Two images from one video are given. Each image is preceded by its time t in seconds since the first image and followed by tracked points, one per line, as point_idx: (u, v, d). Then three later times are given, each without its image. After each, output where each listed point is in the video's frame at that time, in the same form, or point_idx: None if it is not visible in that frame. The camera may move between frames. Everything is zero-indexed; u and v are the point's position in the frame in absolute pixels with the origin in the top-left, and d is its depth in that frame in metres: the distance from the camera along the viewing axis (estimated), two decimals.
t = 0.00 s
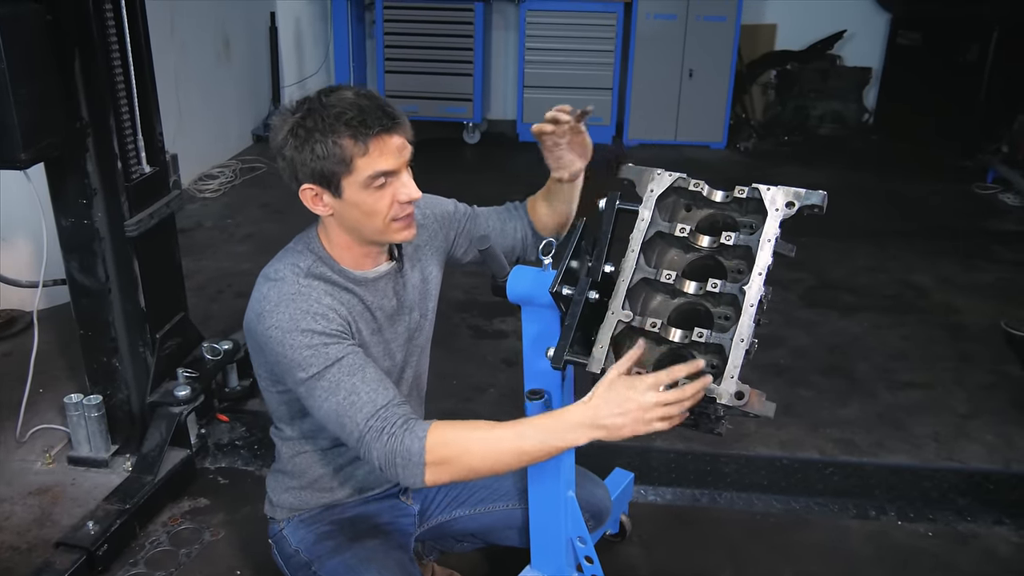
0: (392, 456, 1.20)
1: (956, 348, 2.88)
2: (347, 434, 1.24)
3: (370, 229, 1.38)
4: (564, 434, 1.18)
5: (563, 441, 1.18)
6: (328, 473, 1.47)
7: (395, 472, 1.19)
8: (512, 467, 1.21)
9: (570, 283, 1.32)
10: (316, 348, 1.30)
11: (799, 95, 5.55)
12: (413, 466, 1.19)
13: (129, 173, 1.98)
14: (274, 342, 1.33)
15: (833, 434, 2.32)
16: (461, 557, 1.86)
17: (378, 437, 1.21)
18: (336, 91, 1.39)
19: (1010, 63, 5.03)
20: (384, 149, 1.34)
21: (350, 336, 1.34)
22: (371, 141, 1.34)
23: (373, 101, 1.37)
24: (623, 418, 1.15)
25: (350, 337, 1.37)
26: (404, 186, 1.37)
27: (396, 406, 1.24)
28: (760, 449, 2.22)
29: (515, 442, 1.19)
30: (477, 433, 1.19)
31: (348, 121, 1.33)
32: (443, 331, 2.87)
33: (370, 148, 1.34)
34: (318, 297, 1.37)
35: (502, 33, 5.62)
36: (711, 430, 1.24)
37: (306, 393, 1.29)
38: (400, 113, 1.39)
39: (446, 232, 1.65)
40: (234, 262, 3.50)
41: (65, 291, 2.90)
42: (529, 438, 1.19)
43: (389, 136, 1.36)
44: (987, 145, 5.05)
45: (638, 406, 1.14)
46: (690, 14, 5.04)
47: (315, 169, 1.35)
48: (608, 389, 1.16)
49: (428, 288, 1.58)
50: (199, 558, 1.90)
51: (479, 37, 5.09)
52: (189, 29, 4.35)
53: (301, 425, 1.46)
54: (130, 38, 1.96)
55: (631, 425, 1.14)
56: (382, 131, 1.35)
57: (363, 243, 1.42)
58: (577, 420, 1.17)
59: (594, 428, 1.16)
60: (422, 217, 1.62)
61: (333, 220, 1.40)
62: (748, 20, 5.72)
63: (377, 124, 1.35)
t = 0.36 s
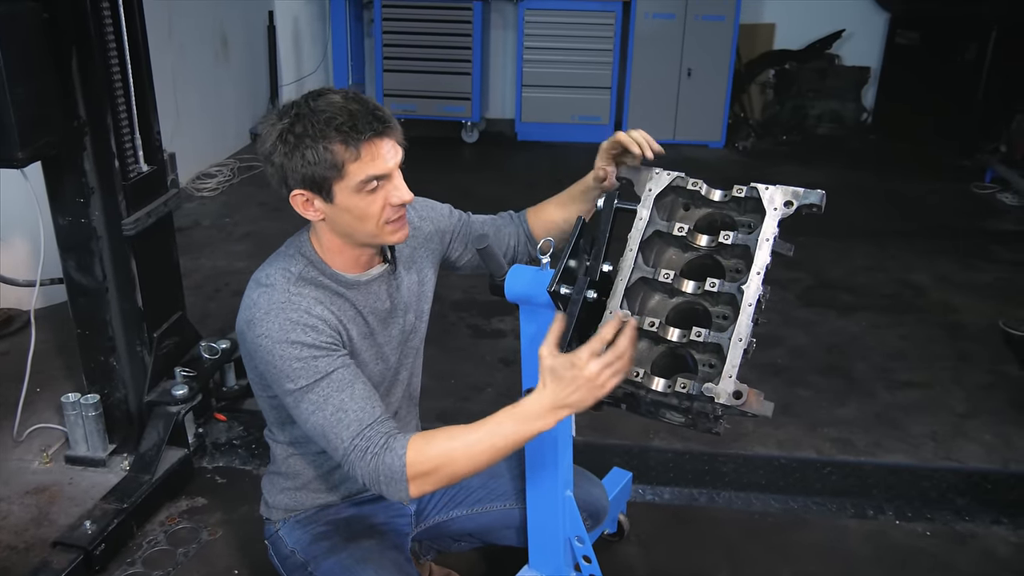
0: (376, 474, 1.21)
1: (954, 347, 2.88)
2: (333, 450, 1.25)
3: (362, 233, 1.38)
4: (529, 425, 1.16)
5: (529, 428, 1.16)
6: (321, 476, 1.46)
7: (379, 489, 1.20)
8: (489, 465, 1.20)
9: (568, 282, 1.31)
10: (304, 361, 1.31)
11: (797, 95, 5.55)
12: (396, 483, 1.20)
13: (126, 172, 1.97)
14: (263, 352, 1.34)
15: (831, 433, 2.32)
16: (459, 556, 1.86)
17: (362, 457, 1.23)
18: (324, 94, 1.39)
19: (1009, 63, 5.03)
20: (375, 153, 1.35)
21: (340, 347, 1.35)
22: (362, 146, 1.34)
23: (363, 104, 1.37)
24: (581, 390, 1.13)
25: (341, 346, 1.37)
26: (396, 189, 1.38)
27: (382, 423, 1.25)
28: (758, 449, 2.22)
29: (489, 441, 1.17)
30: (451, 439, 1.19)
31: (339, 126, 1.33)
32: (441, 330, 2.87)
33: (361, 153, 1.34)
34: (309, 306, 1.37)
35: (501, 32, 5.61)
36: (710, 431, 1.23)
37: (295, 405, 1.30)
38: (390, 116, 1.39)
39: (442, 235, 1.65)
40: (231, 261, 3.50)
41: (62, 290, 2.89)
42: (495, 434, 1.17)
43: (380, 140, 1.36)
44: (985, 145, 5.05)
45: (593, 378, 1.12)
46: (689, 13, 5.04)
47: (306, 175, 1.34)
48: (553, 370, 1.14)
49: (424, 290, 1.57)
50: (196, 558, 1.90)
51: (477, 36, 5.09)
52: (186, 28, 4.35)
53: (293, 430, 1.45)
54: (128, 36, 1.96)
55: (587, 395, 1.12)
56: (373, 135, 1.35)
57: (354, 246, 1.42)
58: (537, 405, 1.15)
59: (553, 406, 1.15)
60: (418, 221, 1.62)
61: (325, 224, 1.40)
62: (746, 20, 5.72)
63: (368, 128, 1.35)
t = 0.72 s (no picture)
0: (370, 480, 1.22)
1: (951, 347, 2.88)
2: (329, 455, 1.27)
3: (364, 234, 1.37)
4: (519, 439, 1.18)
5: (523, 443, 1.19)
6: (319, 479, 1.45)
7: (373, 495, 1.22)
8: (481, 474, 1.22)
9: (565, 282, 1.31)
10: (303, 365, 1.31)
11: (794, 94, 5.56)
12: (391, 489, 1.22)
13: (123, 173, 1.97)
14: (261, 353, 1.34)
15: (828, 433, 2.32)
16: (456, 557, 1.85)
17: (358, 462, 1.24)
18: (327, 94, 1.38)
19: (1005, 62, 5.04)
20: (378, 152, 1.34)
21: (339, 350, 1.35)
22: (364, 145, 1.33)
23: (366, 104, 1.36)
24: (576, 406, 1.16)
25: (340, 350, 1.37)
26: (399, 190, 1.36)
27: (379, 428, 1.26)
28: (756, 448, 2.22)
29: (483, 455, 1.19)
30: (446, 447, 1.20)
31: (341, 125, 1.32)
32: (439, 331, 2.87)
33: (363, 152, 1.33)
34: (309, 308, 1.37)
35: (497, 32, 5.61)
36: (707, 431, 1.23)
37: (292, 407, 1.31)
38: (392, 115, 1.38)
39: (445, 245, 1.65)
40: (228, 262, 3.49)
41: (59, 292, 2.88)
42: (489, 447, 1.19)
43: (382, 140, 1.35)
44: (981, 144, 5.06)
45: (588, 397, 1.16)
46: (685, 14, 5.05)
47: (308, 174, 1.34)
48: (545, 391, 1.16)
49: (421, 296, 1.57)
50: (194, 559, 1.89)
51: (474, 37, 5.09)
52: (183, 29, 4.35)
53: (290, 432, 1.44)
54: (124, 37, 1.95)
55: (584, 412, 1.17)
56: (376, 134, 1.34)
57: (356, 247, 1.41)
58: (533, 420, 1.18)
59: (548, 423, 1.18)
60: (423, 229, 1.62)
61: (327, 225, 1.39)
62: (743, 19, 5.72)
63: (370, 127, 1.34)
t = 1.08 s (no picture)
0: (377, 483, 1.23)
1: (945, 347, 2.89)
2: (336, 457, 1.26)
3: (376, 236, 1.37)
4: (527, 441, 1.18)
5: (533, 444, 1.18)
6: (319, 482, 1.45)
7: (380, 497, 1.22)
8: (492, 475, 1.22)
9: (562, 285, 1.30)
10: (309, 368, 1.31)
11: (788, 96, 5.57)
12: (397, 492, 1.22)
13: (118, 177, 1.97)
14: (268, 356, 1.34)
15: (824, 434, 2.33)
16: (455, 559, 1.86)
17: (365, 465, 1.24)
18: (342, 96, 1.39)
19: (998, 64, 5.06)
20: (393, 154, 1.34)
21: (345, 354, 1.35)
22: (381, 146, 1.33)
23: (382, 106, 1.36)
24: (584, 412, 1.15)
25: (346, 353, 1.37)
26: (412, 192, 1.37)
27: (386, 431, 1.26)
28: (752, 449, 2.22)
29: (490, 457, 1.19)
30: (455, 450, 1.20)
31: (357, 126, 1.33)
32: (436, 333, 2.87)
33: (379, 153, 1.33)
34: (315, 311, 1.36)
35: (492, 34, 5.62)
36: (705, 432, 1.23)
37: (299, 410, 1.30)
38: (408, 119, 1.39)
39: (446, 252, 1.65)
40: (224, 265, 3.49)
41: (54, 296, 2.88)
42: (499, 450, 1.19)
43: (398, 142, 1.35)
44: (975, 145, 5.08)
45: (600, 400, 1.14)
46: (680, 16, 5.06)
47: (323, 175, 1.33)
48: (556, 392, 1.15)
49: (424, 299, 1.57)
50: (191, 563, 1.89)
51: (469, 39, 5.09)
52: (178, 33, 4.34)
53: (292, 435, 1.44)
54: (119, 40, 1.95)
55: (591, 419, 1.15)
56: (391, 136, 1.34)
57: (366, 250, 1.41)
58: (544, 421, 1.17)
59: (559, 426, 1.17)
60: (425, 235, 1.62)
61: (338, 227, 1.38)
62: (737, 21, 5.74)
63: (387, 129, 1.34)
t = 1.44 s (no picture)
0: (421, 318, 1.16)
1: (938, 347, 2.90)
2: (368, 321, 1.19)
3: (390, 225, 1.38)
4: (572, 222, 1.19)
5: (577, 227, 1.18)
6: (321, 469, 1.43)
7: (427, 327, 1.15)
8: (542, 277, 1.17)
9: (560, 287, 1.32)
10: (325, 283, 1.27)
11: (780, 96, 5.58)
12: (444, 313, 1.15)
13: (113, 179, 1.96)
14: (280, 296, 1.31)
15: (818, 434, 2.34)
16: (450, 560, 1.86)
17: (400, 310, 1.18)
18: (366, 89, 1.41)
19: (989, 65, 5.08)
20: (413, 147, 1.36)
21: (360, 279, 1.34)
22: (403, 139, 1.35)
23: (405, 102, 1.39)
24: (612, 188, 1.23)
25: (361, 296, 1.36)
26: (427, 185, 1.38)
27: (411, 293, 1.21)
28: (747, 449, 2.23)
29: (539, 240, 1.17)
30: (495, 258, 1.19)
31: (382, 118, 1.34)
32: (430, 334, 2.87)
33: (400, 145, 1.35)
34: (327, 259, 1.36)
35: (485, 35, 5.62)
36: (702, 433, 1.25)
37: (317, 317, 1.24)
38: (429, 116, 1.41)
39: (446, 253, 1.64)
40: (217, 266, 3.48)
41: (47, 298, 2.86)
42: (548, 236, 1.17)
43: (419, 137, 1.37)
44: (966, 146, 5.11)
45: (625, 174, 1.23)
46: (673, 17, 5.07)
47: (343, 163, 1.34)
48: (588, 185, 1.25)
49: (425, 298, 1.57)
50: (186, 566, 1.88)
51: (462, 40, 5.09)
52: (170, 33, 4.33)
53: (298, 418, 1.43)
54: (114, 41, 1.94)
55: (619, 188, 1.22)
56: (413, 130, 1.36)
57: (378, 238, 1.43)
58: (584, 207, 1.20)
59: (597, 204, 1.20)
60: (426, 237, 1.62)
61: (352, 215, 1.40)
62: (729, 22, 5.75)
63: (409, 123, 1.36)
